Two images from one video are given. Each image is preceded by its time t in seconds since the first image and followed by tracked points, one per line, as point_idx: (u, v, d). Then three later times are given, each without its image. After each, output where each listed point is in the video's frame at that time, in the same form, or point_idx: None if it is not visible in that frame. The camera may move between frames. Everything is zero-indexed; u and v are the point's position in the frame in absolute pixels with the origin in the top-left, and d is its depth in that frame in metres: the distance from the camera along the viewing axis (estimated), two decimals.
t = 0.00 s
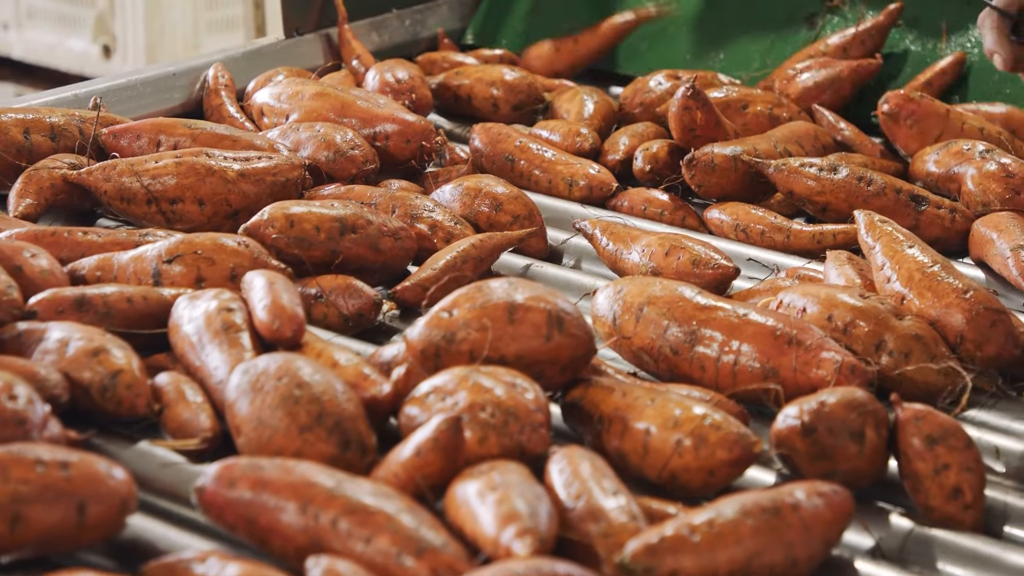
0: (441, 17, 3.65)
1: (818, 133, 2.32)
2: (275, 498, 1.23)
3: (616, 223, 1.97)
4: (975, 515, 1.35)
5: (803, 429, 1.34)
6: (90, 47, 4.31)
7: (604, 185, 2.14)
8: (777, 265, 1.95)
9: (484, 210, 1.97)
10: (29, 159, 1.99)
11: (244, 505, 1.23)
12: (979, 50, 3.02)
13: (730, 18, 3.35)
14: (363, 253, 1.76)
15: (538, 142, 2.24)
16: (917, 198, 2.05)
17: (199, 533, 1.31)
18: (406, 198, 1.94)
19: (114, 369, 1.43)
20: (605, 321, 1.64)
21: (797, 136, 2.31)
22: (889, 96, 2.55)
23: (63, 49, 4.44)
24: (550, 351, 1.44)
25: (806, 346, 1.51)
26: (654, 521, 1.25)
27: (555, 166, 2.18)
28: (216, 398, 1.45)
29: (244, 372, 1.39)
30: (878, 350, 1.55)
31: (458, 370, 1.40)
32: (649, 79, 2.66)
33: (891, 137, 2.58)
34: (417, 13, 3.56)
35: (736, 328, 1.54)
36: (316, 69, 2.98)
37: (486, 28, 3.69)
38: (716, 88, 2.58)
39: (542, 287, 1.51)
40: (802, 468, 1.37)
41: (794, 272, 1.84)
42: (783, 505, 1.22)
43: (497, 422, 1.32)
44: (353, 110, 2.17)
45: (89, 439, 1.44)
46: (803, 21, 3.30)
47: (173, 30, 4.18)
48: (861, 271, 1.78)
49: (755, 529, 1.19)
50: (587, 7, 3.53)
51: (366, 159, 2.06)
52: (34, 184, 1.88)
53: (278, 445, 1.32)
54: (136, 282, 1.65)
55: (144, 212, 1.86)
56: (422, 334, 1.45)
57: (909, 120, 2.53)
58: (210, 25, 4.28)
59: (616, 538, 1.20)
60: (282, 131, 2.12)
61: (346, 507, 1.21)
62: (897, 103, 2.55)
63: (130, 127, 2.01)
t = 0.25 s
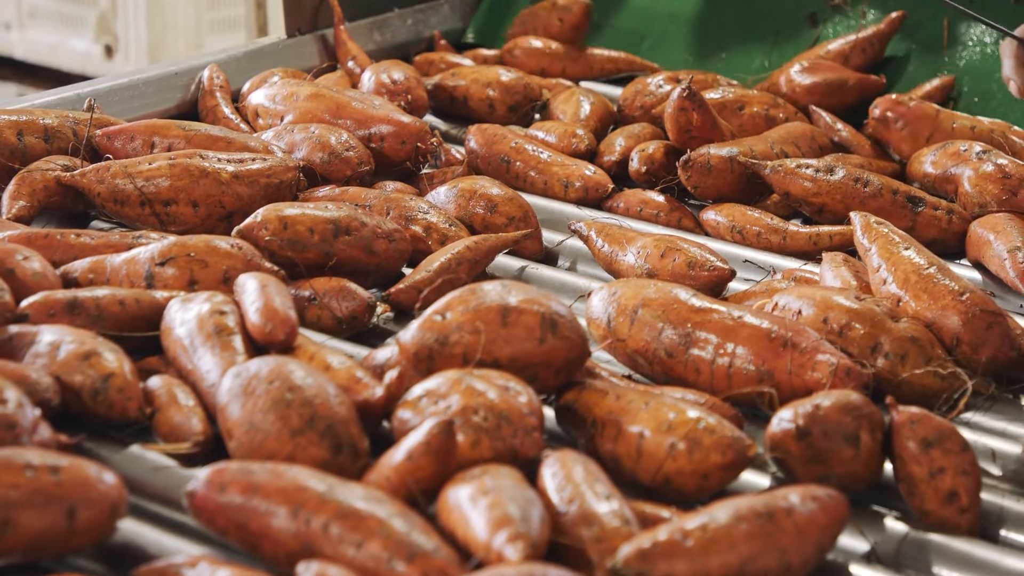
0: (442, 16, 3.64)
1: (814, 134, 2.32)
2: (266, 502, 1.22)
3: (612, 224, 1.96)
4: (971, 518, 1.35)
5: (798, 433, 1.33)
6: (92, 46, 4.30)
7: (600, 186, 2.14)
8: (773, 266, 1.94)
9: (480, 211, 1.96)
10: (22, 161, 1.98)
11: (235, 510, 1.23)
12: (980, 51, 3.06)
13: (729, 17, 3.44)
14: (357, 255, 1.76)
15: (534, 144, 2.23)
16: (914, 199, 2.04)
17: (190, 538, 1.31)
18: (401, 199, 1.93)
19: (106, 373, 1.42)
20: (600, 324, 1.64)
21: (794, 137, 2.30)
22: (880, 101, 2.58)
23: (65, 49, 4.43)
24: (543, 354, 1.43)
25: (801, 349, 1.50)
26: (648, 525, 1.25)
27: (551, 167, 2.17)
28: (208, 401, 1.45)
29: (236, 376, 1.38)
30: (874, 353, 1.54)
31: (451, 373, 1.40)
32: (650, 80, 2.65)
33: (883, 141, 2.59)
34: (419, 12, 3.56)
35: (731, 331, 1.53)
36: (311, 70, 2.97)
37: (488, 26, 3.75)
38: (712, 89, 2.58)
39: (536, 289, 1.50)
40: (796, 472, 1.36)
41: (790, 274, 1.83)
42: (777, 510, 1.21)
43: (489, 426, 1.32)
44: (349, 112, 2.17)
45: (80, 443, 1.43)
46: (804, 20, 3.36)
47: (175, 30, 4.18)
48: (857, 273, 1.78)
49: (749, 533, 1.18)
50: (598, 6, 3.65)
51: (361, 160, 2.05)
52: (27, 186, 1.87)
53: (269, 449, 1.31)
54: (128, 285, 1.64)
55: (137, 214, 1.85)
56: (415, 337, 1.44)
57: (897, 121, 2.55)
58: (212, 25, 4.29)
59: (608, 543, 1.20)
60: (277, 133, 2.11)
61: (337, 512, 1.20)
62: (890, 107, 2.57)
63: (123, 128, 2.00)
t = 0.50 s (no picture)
0: (445, 16, 3.67)
1: (813, 135, 2.31)
2: (259, 506, 1.21)
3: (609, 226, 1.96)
4: (967, 522, 1.34)
5: (793, 436, 1.32)
6: (95, 46, 4.30)
7: (598, 188, 2.13)
8: (771, 268, 1.94)
9: (476, 213, 1.96)
10: (18, 162, 1.97)
11: (228, 514, 1.22)
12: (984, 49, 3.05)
13: (728, 14, 3.46)
14: (353, 257, 1.75)
15: (531, 145, 2.23)
16: (912, 201, 2.04)
17: (183, 542, 1.30)
18: (397, 201, 1.93)
19: (99, 376, 1.42)
20: (596, 326, 1.63)
21: (792, 138, 2.30)
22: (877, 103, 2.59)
23: (68, 48, 4.43)
24: (538, 357, 1.43)
25: (797, 352, 1.50)
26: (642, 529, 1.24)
27: (548, 168, 2.17)
28: (202, 404, 1.44)
29: (230, 379, 1.38)
30: (871, 356, 1.54)
31: (445, 377, 1.39)
32: (647, 82, 2.65)
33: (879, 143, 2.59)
34: (422, 11, 3.58)
35: (728, 333, 1.53)
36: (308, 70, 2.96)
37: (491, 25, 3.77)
38: (710, 90, 2.57)
39: (532, 292, 1.49)
40: (792, 476, 1.35)
41: (788, 276, 1.82)
42: (772, 514, 1.21)
43: (484, 429, 1.31)
44: (346, 113, 2.16)
45: (73, 447, 1.42)
46: (808, 19, 3.37)
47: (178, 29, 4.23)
48: (855, 275, 1.77)
49: (744, 538, 1.17)
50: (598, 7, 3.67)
51: (358, 161, 2.05)
52: (22, 187, 1.87)
53: (262, 453, 1.31)
54: (123, 287, 1.63)
55: (133, 215, 1.85)
56: (410, 340, 1.44)
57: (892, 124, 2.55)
58: (215, 24, 4.36)
59: (602, 547, 1.19)
60: (273, 134, 2.11)
61: (330, 516, 1.20)
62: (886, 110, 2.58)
63: (119, 130, 1.99)
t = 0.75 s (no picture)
0: (447, 16, 3.70)
1: (809, 136, 2.31)
2: (250, 511, 1.21)
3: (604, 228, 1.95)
4: (962, 526, 1.33)
5: (788, 439, 1.32)
6: (96, 46, 4.29)
7: (593, 189, 2.13)
8: (767, 270, 1.93)
9: (471, 215, 1.95)
10: (12, 165, 1.97)
11: (219, 518, 1.21)
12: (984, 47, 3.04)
13: (727, 12, 3.45)
14: (347, 259, 1.75)
15: (527, 147, 2.22)
16: (908, 202, 2.03)
17: (175, 547, 1.30)
18: (392, 203, 1.92)
19: (91, 380, 1.41)
20: (590, 328, 1.63)
21: (788, 139, 2.29)
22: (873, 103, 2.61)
23: (70, 49, 4.43)
24: (531, 360, 1.42)
25: (792, 354, 1.49)
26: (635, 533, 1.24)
27: (544, 170, 2.16)
28: (194, 408, 1.44)
29: (222, 383, 1.37)
30: (866, 358, 1.53)
31: (439, 380, 1.38)
32: (643, 83, 2.64)
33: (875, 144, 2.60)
34: (423, 11, 3.61)
35: (722, 336, 1.52)
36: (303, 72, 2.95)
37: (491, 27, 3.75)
38: (707, 91, 2.56)
39: (525, 294, 1.49)
40: (787, 479, 1.35)
41: (784, 277, 1.82)
42: (765, 519, 1.20)
43: (476, 433, 1.30)
44: (340, 115, 2.16)
45: (65, 451, 1.42)
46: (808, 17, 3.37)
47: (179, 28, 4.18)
48: (850, 277, 1.76)
49: (737, 543, 1.17)
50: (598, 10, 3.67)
51: (352, 163, 2.04)
52: (15, 190, 1.87)
53: (254, 457, 1.30)
54: (116, 290, 1.63)
55: (127, 218, 1.84)
56: (403, 343, 1.43)
57: (888, 125, 2.56)
58: (216, 24, 4.28)
59: (595, 552, 1.18)
60: (268, 136, 2.11)
61: (322, 521, 1.19)
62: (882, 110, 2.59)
63: (113, 132, 1.99)
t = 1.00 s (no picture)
0: (448, 16, 3.72)
1: (806, 137, 2.30)
2: (241, 515, 1.20)
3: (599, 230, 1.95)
4: (957, 529, 1.33)
5: (782, 443, 1.31)
6: (98, 46, 4.29)
7: (589, 191, 2.12)
8: (763, 272, 1.93)
9: (466, 217, 1.95)
10: (6, 167, 1.97)
11: (211, 523, 1.21)
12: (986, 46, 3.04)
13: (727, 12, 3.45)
14: (341, 262, 1.74)
15: (522, 148, 2.22)
16: (905, 203, 2.03)
17: (166, 551, 1.29)
18: (387, 205, 1.92)
19: (83, 383, 1.41)
20: (585, 331, 1.62)
21: (785, 140, 2.29)
22: (871, 104, 2.62)
23: (72, 49, 4.42)
24: (525, 363, 1.42)
25: (787, 356, 1.48)
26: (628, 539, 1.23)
27: (539, 171, 2.16)
28: (186, 411, 1.43)
29: (214, 387, 1.37)
30: (862, 360, 1.52)
31: (432, 383, 1.38)
32: (639, 84, 2.63)
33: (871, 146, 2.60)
34: (426, 11, 3.63)
35: (717, 338, 1.51)
36: (298, 74, 2.94)
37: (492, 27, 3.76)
38: (703, 92, 2.56)
39: (519, 297, 1.48)
40: (781, 482, 1.34)
41: (780, 279, 1.82)
42: (759, 523, 1.20)
43: (469, 436, 1.30)
44: (335, 116, 2.15)
45: (57, 455, 1.41)
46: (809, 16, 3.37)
47: (181, 29, 4.18)
48: (847, 279, 1.76)
49: (731, 547, 1.16)
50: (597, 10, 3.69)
51: (347, 165, 2.04)
52: (9, 192, 1.86)
53: (246, 461, 1.29)
54: (109, 293, 1.62)
55: (121, 220, 1.84)
56: (396, 346, 1.42)
57: (885, 125, 2.57)
58: (218, 25, 4.26)
59: (588, 556, 1.18)
60: (262, 138, 2.10)
61: (313, 525, 1.18)
62: (879, 110, 2.60)
63: (107, 134, 1.99)
